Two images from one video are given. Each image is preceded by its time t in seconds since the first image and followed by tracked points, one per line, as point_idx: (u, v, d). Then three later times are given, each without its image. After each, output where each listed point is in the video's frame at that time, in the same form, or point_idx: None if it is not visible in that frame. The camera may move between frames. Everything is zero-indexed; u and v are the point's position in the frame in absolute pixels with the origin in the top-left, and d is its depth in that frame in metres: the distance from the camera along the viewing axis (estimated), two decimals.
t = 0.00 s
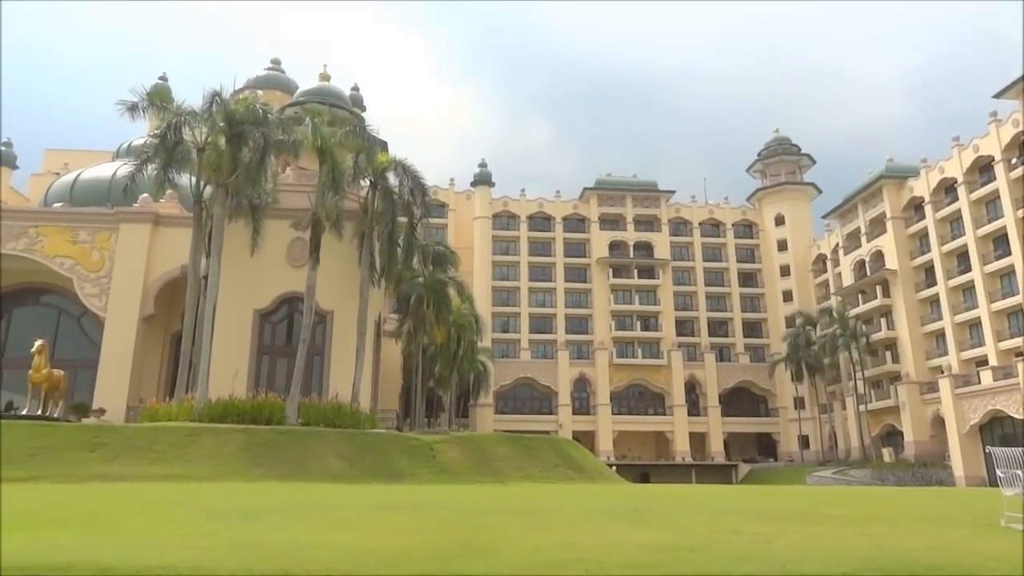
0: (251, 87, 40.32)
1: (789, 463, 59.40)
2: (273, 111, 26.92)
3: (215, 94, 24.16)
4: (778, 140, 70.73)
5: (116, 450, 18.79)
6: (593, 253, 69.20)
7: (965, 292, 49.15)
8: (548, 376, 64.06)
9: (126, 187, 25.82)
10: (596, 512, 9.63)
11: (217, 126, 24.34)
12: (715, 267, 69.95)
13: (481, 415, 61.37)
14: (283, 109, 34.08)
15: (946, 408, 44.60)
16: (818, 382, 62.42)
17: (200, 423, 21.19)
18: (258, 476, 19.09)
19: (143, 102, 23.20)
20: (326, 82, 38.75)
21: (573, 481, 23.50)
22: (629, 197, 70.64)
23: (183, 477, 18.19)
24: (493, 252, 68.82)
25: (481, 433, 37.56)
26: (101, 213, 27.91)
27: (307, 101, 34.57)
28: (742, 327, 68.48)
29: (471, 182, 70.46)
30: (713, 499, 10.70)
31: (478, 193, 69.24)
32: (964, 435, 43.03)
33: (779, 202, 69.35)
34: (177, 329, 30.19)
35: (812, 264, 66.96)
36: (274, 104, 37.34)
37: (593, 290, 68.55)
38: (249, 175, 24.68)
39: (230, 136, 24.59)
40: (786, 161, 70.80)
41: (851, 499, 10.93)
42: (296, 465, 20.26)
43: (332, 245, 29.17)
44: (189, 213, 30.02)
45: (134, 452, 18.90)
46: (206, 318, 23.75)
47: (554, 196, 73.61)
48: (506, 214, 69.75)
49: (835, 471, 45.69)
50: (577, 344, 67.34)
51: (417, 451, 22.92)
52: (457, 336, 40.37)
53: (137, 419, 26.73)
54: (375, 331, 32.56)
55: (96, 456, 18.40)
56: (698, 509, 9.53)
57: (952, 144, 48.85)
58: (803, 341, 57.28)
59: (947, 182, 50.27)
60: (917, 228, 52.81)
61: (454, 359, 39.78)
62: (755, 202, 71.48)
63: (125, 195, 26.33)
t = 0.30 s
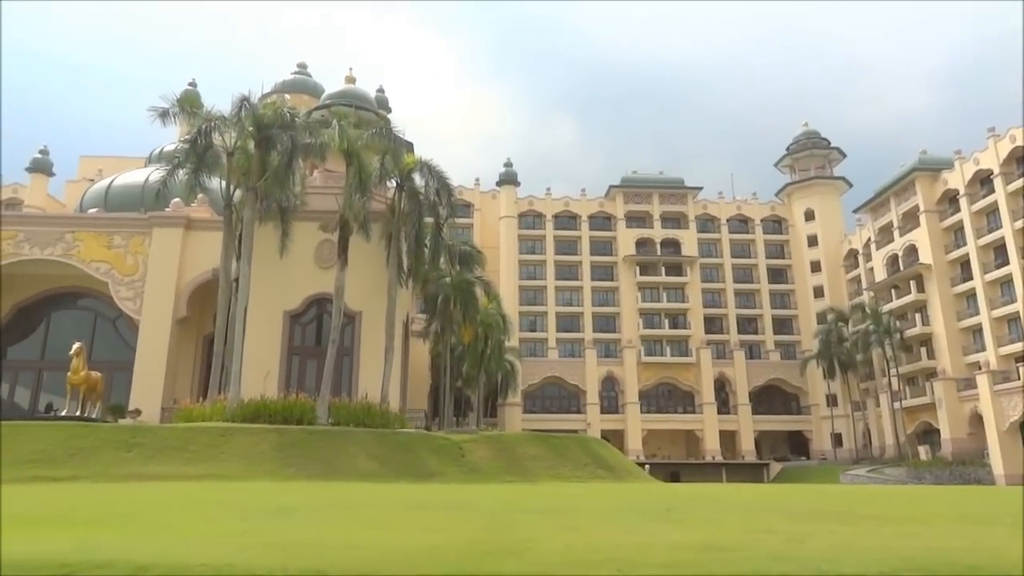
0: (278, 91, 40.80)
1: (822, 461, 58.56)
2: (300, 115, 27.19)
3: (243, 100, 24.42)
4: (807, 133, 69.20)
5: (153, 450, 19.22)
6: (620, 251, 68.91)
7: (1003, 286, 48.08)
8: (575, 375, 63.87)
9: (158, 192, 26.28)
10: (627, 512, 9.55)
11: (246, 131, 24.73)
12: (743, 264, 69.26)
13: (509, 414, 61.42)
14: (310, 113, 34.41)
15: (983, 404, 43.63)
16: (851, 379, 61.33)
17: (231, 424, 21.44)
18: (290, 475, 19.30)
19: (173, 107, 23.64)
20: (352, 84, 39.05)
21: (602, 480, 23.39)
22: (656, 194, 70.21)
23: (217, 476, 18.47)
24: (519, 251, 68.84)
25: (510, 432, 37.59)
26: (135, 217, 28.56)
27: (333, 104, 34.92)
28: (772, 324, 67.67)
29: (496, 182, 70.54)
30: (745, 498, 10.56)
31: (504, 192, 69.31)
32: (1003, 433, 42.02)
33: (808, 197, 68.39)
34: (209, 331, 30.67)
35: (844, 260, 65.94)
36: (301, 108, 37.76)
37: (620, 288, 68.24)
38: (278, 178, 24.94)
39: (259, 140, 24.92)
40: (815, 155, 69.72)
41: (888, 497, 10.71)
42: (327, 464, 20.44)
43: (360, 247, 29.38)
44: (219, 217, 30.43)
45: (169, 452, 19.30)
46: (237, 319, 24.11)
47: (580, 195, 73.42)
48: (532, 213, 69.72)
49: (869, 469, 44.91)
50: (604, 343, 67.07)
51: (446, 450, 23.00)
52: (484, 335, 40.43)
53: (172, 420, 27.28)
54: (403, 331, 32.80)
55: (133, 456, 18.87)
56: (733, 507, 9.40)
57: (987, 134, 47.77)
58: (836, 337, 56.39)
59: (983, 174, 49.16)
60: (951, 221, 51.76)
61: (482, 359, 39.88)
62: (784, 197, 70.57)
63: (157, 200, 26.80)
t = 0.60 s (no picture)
0: (306, 94, 41.22)
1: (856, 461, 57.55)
2: (328, 117, 27.42)
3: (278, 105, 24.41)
4: (837, 128, 68.31)
5: (187, 450, 19.55)
6: (647, 249, 68.51)
7: None
8: (603, 374, 63.56)
9: (190, 196, 26.69)
10: (658, 511, 9.49)
11: (276, 133, 25.16)
12: (774, 261, 68.51)
13: (537, 414, 61.35)
14: (338, 115, 34.70)
15: None
16: (884, 377, 60.21)
17: (264, 426, 21.49)
18: (321, 475, 19.48)
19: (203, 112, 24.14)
20: (379, 86, 39.32)
21: (632, 480, 23.26)
22: (683, 191, 69.69)
23: (250, 476, 18.71)
24: (546, 251, 68.77)
25: (538, 431, 37.54)
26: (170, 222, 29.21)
27: (360, 106, 35.18)
28: (803, 322, 66.76)
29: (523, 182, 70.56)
30: (777, 498, 10.43)
31: (530, 191, 69.33)
32: None
33: (839, 193, 67.29)
34: (241, 332, 31.06)
35: (876, 256, 64.78)
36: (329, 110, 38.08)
37: (647, 287, 67.88)
38: (306, 179, 25.27)
39: (288, 142, 25.24)
40: (846, 150, 68.55)
41: (925, 497, 10.50)
42: (358, 464, 20.59)
43: (387, 247, 29.55)
44: (249, 220, 30.76)
45: (203, 451, 19.61)
46: (268, 321, 24.42)
47: (607, 193, 73.14)
48: (559, 212, 69.64)
49: (905, 469, 44.02)
50: (632, 342, 66.73)
51: (474, 450, 23.04)
52: (512, 335, 40.40)
53: (206, 420, 27.75)
54: (432, 331, 32.96)
55: (169, 456, 19.23)
56: (767, 506, 9.28)
57: None
58: (869, 335, 55.39)
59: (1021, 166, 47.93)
60: (989, 215, 50.54)
61: (509, 358, 39.88)
62: (815, 192, 69.57)
63: (189, 203, 27.22)
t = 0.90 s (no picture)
0: (338, 98, 41.71)
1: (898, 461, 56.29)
2: (360, 121, 27.68)
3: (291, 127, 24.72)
4: (875, 120, 66.75)
5: (227, 450, 19.86)
6: (680, 247, 67.93)
7: None
8: (637, 374, 63.08)
9: (227, 201, 27.16)
10: (697, 512, 9.42)
11: (309, 138, 25.51)
12: (810, 257, 67.58)
13: (571, 414, 61.14)
14: (370, 118, 34.98)
15: None
16: (927, 375, 58.98)
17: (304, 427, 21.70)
18: (357, 475, 19.65)
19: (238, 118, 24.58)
20: (409, 89, 39.56)
21: (669, 480, 23.09)
22: (717, 188, 68.99)
23: (288, 476, 18.97)
24: (578, 250, 68.58)
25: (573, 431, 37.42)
26: (207, 227, 29.77)
27: (392, 109, 35.42)
28: (842, 319, 65.61)
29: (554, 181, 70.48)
30: (818, 498, 10.28)
31: (561, 191, 69.22)
32: None
33: (877, 186, 65.68)
34: (277, 334, 31.50)
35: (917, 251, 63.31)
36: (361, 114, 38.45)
37: (681, 285, 67.33)
38: (339, 182, 25.56)
39: (321, 147, 25.57)
40: (884, 143, 66.98)
41: (973, 497, 10.25)
42: (394, 465, 20.75)
43: (420, 249, 29.70)
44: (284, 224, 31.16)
45: (243, 451, 19.94)
46: (304, 324, 24.75)
47: (639, 191, 72.71)
48: (590, 211, 69.42)
49: (950, 469, 42.92)
50: (666, 341, 66.27)
51: (509, 450, 23.07)
52: (545, 335, 40.32)
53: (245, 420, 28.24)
54: (464, 331, 33.09)
55: (210, 456, 19.58)
56: (808, 506, 9.14)
57: None
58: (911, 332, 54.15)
59: None
60: None
61: (542, 358, 39.84)
62: (852, 187, 68.32)
63: (226, 208, 27.70)
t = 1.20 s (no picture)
0: (370, 102, 42.12)
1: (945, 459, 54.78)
2: (391, 124, 27.91)
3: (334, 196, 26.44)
4: (914, 111, 65.27)
5: (268, 451, 20.17)
6: (714, 243, 67.25)
7: None
8: (673, 373, 62.40)
9: (263, 206, 27.56)
10: (736, 511, 9.30)
11: (341, 142, 25.78)
12: (849, 251, 66.47)
13: (606, 413, 60.78)
14: (401, 121, 35.23)
15: None
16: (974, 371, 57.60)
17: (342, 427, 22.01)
18: (394, 475, 19.80)
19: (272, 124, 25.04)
20: (440, 91, 39.79)
21: (708, 479, 22.82)
22: (751, 183, 68.13)
23: (326, 476, 19.20)
24: (611, 248, 68.24)
25: (608, 431, 37.21)
26: (244, 232, 30.25)
27: (423, 112, 35.63)
28: (883, 314, 64.31)
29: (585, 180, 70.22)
30: (861, 497, 10.07)
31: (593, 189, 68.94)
32: None
33: (917, 178, 64.14)
34: (314, 336, 31.81)
35: (961, 243, 61.69)
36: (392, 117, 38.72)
37: (716, 282, 66.63)
38: (372, 185, 25.79)
39: (354, 150, 25.85)
40: (923, 134, 65.53)
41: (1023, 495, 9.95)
42: (431, 465, 20.85)
43: (453, 251, 29.87)
44: (318, 228, 31.49)
45: (282, 452, 20.23)
46: (340, 326, 25.03)
47: (671, 188, 72.11)
48: (622, 209, 69.03)
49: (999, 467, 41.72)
50: (702, 339, 65.67)
51: (544, 449, 23.08)
52: (578, 334, 40.15)
53: (283, 422, 28.64)
54: (498, 331, 33.16)
55: (251, 457, 19.87)
56: (851, 505, 8.96)
57: None
58: (955, 326, 52.74)
59: None
60: None
61: (576, 358, 39.73)
62: (891, 179, 66.95)
63: (262, 213, 28.08)
